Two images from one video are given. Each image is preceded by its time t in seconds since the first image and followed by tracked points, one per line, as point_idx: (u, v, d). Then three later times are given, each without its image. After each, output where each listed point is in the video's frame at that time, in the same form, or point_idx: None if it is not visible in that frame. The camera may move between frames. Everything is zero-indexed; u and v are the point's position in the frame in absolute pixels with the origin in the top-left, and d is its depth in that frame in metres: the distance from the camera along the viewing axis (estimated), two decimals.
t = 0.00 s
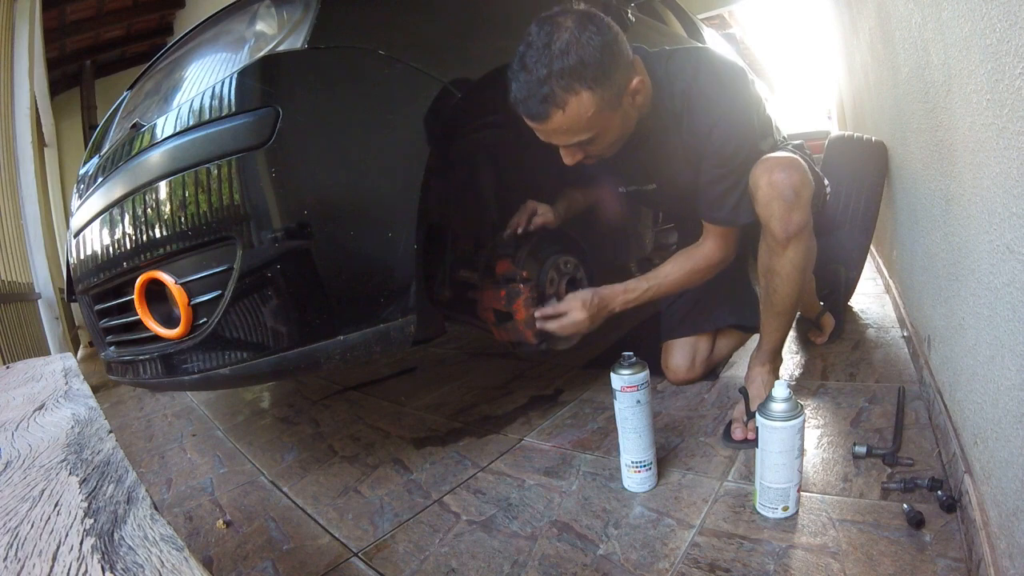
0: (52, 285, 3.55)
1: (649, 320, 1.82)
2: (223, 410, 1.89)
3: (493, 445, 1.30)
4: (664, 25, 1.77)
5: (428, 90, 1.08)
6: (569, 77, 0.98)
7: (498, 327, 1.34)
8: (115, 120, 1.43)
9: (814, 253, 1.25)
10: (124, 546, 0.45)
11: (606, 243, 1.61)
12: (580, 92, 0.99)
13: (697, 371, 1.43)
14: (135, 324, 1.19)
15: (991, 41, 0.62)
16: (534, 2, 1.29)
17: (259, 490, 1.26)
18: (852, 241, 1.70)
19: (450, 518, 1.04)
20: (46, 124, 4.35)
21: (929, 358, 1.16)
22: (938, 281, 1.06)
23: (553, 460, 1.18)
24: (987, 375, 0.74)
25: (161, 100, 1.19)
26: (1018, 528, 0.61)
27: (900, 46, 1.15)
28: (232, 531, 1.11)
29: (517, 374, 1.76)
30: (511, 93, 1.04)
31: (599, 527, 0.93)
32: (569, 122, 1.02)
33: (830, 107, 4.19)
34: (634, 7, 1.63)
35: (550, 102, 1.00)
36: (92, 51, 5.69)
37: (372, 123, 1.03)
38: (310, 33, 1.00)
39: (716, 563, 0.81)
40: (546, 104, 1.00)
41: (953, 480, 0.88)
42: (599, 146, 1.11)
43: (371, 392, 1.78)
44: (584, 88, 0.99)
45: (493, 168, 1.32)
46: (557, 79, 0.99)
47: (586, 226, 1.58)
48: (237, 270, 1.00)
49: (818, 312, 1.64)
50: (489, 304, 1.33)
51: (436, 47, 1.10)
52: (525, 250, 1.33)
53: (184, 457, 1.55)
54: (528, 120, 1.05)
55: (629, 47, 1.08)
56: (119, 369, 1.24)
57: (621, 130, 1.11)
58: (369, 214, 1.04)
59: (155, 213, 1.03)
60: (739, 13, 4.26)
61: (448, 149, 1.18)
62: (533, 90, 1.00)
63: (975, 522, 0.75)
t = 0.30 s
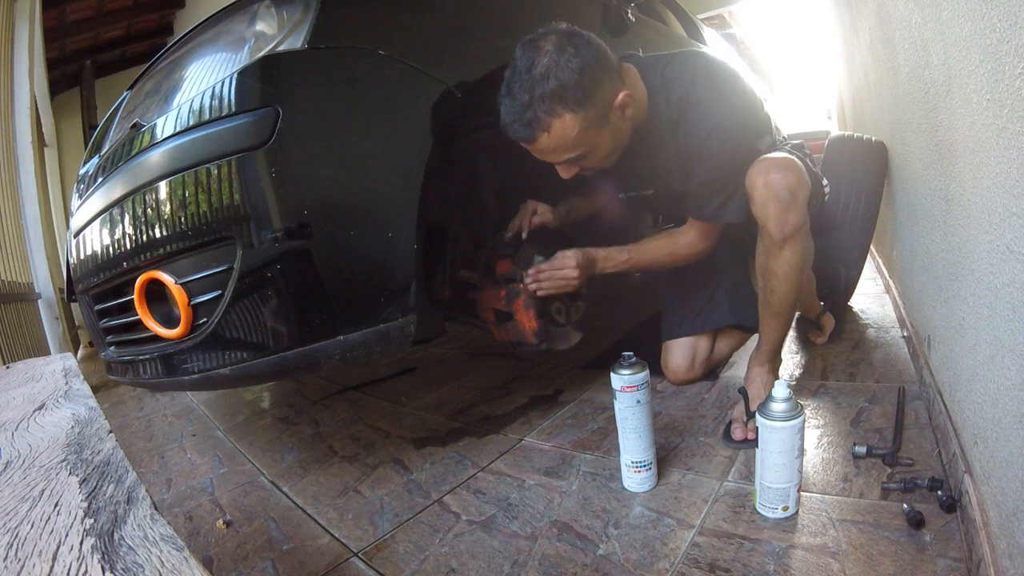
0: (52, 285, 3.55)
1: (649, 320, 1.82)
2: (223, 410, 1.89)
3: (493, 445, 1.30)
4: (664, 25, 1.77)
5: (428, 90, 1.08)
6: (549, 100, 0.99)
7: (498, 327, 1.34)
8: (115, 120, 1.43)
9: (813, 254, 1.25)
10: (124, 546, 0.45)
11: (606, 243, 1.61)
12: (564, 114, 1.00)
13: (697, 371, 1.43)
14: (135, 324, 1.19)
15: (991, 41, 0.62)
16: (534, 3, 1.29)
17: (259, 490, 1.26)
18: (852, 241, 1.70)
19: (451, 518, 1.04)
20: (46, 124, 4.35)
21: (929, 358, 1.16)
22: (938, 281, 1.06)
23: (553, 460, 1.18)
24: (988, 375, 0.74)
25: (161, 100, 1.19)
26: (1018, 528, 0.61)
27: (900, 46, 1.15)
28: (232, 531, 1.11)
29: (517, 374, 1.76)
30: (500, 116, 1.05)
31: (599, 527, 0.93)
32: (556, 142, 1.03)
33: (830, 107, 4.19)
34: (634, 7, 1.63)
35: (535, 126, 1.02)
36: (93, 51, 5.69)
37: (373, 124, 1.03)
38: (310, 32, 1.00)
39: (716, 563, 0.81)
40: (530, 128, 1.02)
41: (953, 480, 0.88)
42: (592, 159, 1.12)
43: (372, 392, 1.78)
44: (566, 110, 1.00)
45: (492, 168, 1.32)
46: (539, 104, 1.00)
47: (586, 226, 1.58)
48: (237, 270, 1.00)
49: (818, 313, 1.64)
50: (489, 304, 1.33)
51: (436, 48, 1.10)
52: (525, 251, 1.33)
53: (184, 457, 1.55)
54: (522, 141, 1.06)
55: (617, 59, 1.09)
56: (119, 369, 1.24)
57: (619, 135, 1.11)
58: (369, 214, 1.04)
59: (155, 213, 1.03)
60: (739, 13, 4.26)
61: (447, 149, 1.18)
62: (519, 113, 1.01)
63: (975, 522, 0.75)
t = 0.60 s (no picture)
0: (52, 285, 3.55)
1: (648, 320, 1.82)
2: (223, 410, 1.89)
3: (494, 445, 1.30)
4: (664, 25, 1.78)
5: (429, 90, 1.08)
6: (572, 89, 0.98)
7: (498, 327, 1.34)
8: (115, 120, 1.43)
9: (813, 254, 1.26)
10: (124, 546, 0.45)
11: (606, 243, 1.60)
12: (597, 106, 0.99)
13: (698, 371, 1.43)
14: (135, 324, 1.19)
15: (991, 41, 0.62)
16: (534, 3, 1.29)
17: (259, 490, 1.26)
18: (852, 241, 1.70)
19: (451, 518, 1.04)
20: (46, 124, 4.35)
21: (929, 358, 1.16)
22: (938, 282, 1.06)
23: (552, 460, 1.18)
24: (987, 375, 0.74)
25: (161, 100, 1.19)
26: (1018, 528, 0.61)
27: (900, 46, 1.15)
28: (232, 531, 1.11)
29: (517, 374, 1.76)
30: (522, 104, 1.03)
31: (599, 527, 0.93)
32: (579, 135, 1.03)
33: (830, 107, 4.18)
34: (634, 6, 1.63)
35: (562, 117, 1.00)
36: (93, 51, 5.70)
37: (373, 124, 1.03)
38: (310, 32, 1.00)
39: (716, 563, 0.81)
40: (558, 119, 1.00)
41: (953, 480, 0.88)
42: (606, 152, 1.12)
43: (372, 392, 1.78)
44: (595, 103, 0.99)
45: (493, 168, 1.32)
46: (569, 96, 0.98)
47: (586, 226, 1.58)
48: (237, 270, 1.00)
49: (818, 313, 1.64)
50: (489, 304, 1.33)
51: (436, 47, 1.10)
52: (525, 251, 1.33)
53: (184, 457, 1.55)
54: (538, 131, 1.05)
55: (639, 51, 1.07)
56: (119, 369, 1.24)
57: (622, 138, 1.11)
58: (369, 214, 1.04)
59: (155, 213, 1.03)
60: (739, 13, 4.26)
61: (447, 150, 1.18)
62: (546, 103, 0.99)
63: (975, 522, 0.75)
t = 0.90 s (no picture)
0: (52, 285, 3.55)
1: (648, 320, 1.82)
2: (223, 410, 1.89)
3: (494, 444, 1.30)
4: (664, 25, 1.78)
5: (429, 91, 1.08)
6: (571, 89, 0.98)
7: (498, 327, 1.34)
8: (115, 120, 1.43)
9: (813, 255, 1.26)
10: (124, 546, 0.45)
11: (606, 243, 1.60)
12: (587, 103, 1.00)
13: (698, 371, 1.43)
14: (135, 324, 1.19)
15: (991, 41, 0.62)
16: (534, 3, 1.29)
17: (259, 490, 1.26)
18: (853, 241, 1.70)
19: (451, 518, 1.04)
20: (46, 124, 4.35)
21: (929, 358, 1.16)
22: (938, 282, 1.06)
23: (553, 460, 1.18)
24: (988, 375, 0.74)
25: (161, 100, 1.19)
26: (1018, 528, 0.61)
27: (900, 46, 1.15)
28: (232, 531, 1.11)
29: (517, 374, 1.76)
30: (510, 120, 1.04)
31: (599, 527, 0.93)
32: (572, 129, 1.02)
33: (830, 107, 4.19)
34: (634, 6, 1.63)
35: (545, 129, 1.01)
36: (93, 51, 5.70)
37: (371, 124, 1.03)
38: (310, 32, 1.00)
39: (716, 563, 0.81)
40: (531, 132, 1.02)
41: (953, 480, 0.88)
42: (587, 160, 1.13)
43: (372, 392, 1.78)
44: (568, 115, 1.00)
45: (493, 168, 1.32)
46: (541, 110, 0.99)
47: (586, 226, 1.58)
48: (237, 270, 1.00)
49: (818, 313, 1.64)
50: (489, 304, 1.32)
51: (435, 48, 1.10)
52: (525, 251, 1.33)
53: (184, 457, 1.55)
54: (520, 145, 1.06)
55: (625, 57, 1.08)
56: (119, 369, 1.24)
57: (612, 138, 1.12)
58: (369, 214, 1.04)
59: (155, 213, 1.03)
60: (739, 13, 4.27)
61: (447, 149, 1.18)
62: (520, 117, 1.01)
63: (975, 522, 0.75)
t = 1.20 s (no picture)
0: (52, 285, 3.55)
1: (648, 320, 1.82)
2: (223, 410, 1.89)
3: (494, 445, 1.30)
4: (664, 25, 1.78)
5: (429, 90, 1.08)
6: (572, 89, 0.98)
7: (498, 327, 1.34)
8: (115, 120, 1.43)
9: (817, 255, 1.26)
10: (124, 546, 0.45)
11: (606, 243, 1.60)
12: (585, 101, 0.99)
13: (698, 371, 1.43)
14: (135, 324, 1.19)
15: (991, 41, 0.62)
16: (534, 4, 1.29)
17: (259, 490, 1.26)
18: (853, 241, 1.70)
19: (451, 518, 1.04)
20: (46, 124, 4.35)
21: (929, 358, 1.16)
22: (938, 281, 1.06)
23: (552, 460, 1.18)
24: (987, 375, 0.74)
25: (161, 100, 1.19)
26: (1018, 528, 0.61)
27: (900, 46, 1.15)
28: (232, 531, 1.11)
29: (517, 374, 1.76)
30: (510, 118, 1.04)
31: (599, 527, 0.93)
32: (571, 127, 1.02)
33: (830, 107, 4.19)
34: (634, 6, 1.63)
35: (544, 129, 1.01)
36: (93, 51, 5.70)
37: (372, 125, 1.03)
38: (310, 32, 1.00)
39: (716, 564, 0.81)
40: (559, 133, 1.00)
41: (953, 480, 0.88)
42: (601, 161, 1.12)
43: (372, 392, 1.78)
44: (598, 116, 1.00)
45: (493, 168, 1.32)
46: (572, 110, 0.98)
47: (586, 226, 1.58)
48: (237, 270, 1.00)
49: (818, 312, 1.64)
50: (489, 304, 1.33)
51: (435, 47, 1.10)
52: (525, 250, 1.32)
53: (184, 457, 1.55)
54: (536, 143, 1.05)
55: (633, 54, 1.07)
56: (119, 369, 1.24)
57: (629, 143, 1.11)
58: (369, 214, 1.04)
59: (155, 213, 1.03)
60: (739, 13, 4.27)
61: (447, 150, 1.18)
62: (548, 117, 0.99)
63: (975, 522, 0.75)
